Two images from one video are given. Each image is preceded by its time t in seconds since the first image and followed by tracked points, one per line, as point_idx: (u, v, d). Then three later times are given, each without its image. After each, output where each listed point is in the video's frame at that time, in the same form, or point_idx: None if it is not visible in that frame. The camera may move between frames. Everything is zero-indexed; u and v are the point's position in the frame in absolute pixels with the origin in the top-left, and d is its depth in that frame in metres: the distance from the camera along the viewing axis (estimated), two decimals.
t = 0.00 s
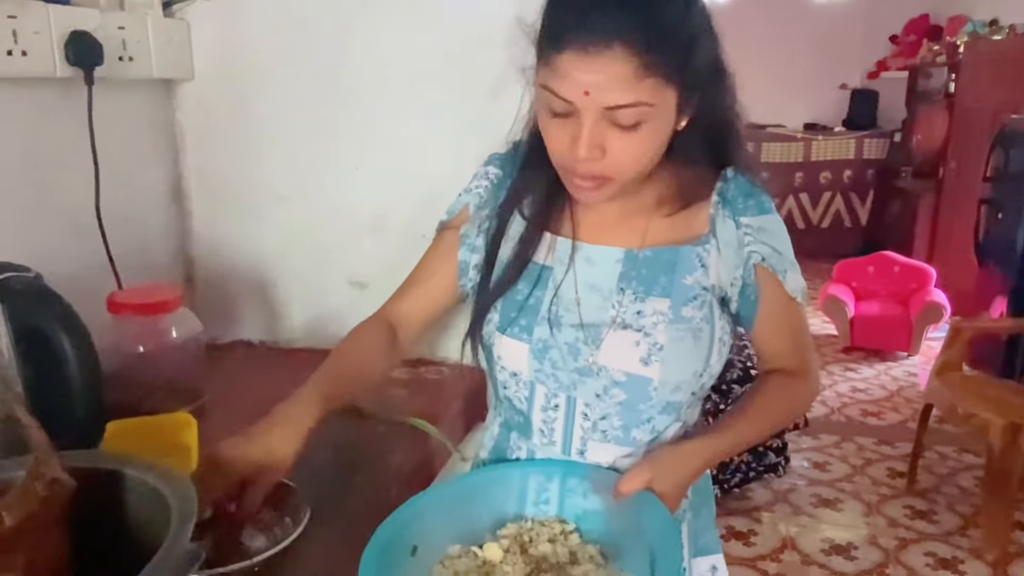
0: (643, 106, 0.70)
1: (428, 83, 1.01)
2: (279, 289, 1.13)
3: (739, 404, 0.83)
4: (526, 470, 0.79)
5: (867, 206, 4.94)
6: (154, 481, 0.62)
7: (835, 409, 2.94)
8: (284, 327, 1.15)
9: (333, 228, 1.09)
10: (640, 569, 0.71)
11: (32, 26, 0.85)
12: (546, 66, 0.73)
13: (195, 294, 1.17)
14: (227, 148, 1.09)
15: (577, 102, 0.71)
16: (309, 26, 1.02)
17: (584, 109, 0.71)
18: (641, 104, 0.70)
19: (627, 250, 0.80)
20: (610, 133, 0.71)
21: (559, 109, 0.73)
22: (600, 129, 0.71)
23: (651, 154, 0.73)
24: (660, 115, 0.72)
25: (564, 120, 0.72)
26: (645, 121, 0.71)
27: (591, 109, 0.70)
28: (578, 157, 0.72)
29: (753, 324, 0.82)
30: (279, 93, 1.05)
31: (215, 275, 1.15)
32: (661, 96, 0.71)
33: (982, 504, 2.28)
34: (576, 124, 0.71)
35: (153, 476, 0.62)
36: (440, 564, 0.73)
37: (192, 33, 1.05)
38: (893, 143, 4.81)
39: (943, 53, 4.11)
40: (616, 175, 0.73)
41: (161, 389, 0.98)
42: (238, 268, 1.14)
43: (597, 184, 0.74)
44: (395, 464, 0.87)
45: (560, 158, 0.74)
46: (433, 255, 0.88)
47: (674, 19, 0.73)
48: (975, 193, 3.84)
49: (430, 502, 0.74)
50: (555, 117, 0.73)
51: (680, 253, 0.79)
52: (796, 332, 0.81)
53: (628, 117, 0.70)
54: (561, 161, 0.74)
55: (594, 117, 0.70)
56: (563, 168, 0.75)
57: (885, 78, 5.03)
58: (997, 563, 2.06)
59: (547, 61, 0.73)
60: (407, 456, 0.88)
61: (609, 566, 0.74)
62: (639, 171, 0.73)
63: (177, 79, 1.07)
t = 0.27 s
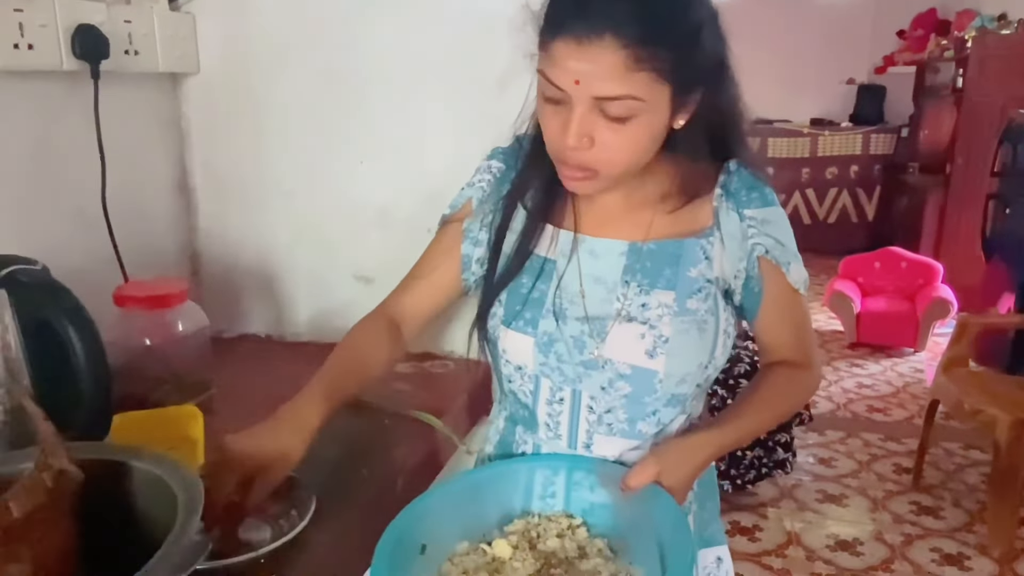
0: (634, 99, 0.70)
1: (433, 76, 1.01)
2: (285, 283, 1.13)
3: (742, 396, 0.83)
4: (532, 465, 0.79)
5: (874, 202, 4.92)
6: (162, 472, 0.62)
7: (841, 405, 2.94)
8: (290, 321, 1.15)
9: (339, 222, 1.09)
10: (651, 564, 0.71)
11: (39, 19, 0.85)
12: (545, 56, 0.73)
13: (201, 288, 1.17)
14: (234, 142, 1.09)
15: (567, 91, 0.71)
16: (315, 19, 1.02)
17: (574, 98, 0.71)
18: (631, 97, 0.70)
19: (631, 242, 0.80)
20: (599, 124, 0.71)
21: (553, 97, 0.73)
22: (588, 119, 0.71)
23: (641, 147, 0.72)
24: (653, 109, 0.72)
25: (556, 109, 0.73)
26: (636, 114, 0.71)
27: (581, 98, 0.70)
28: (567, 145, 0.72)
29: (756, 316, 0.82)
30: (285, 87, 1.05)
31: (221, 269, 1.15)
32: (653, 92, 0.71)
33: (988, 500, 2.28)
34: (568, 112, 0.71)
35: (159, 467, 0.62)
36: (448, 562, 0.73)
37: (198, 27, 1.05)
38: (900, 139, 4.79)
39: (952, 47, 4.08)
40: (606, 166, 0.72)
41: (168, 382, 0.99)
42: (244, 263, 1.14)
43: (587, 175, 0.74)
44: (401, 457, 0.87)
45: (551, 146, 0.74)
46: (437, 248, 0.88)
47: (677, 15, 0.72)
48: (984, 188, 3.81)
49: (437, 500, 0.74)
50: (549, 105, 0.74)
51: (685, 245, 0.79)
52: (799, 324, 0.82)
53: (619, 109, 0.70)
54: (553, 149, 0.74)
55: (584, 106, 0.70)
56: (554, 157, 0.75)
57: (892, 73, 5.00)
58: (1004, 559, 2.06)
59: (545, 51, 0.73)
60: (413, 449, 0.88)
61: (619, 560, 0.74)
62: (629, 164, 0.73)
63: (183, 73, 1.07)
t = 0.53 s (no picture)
0: (640, 94, 0.70)
1: (438, 70, 1.01)
2: (291, 278, 1.13)
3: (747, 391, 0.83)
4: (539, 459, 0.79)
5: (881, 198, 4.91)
6: (167, 466, 0.62)
7: (846, 401, 2.93)
8: (295, 316, 1.15)
9: (344, 217, 1.09)
10: (657, 558, 0.72)
11: (45, 14, 0.86)
12: (550, 50, 0.73)
13: (207, 283, 1.17)
14: (240, 137, 1.09)
15: (573, 86, 0.70)
16: (320, 13, 1.02)
17: (579, 93, 0.70)
18: (637, 92, 0.70)
19: (638, 237, 0.79)
20: (604, 119, 0.70)
21: (559, 92, 0.73)
22: (594, 114, 0.70)
23: (646, 142, 0.72)
24: (658, 103, 0.71)
25: (562, 104, 0.72)
26: (642, 109, 0.70)
27: (586, 93, 0.70)
28: (573, 140, 0.71)
29: (763, 310, 0.82)
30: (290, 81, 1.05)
31: (227, 264, 1.15)
32: (658, 87, 0.71)
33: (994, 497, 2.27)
34: (573, 106, 0.71)
35: (164, 460, 0.63)
36: (456, 554, 0.73)
37: (204, 22, 1.05)
38: (907, 134, 4.77)
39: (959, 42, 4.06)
40: (612, 161, 0.72)
41: (174, 376, 0.99)
42: (250, 258, 1.14)
43: (593, 169, 0.73)
44: (406, 451, 0.87)
45: (557, 141, 0.74)
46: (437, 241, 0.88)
47: (682, 9, 0.72)
48: (991, 184, 3.79)
49: (444, 494, 0.74)
50: (555, 100, 0.73)
51: (692, 240, 0.79)
52: (806, 319, 0.81)
53: (624, 104, 0.70)
54: (559, 144, 0.73)
55: (590, 101, 0.70)
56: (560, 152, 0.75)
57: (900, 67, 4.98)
58: (1010, 556, 2.05)
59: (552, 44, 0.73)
60: (418, 444, 0.89)
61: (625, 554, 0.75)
62: (634, 158, 0.73)
63: (188, 69, 1.07)
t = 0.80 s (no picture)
0: (658, 93, 0.70)
1: (440, 67, 1.00)
2: (292, 275, 1.13)
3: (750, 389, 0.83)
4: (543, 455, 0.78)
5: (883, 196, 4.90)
6: (169, 461, 0.62)
7: (849, 399, 2.93)
8: (297, 313, 1.15)
9: (345, 214, 1.09)
10: (662, 556, 0.72)
11: (47, 10, 0.86)
12: (564, 50, 0.73)
13: (209, 280, 1.17)
14: (242, 132, 1.09)
15: (590, 87, 0.70)
16: (322, 10, 1.02)
17: (597, 93, 0.70)
18: (655, 91, 0.70)
19: (643, 233, 0.79)
20: (623, 120, 0.70)
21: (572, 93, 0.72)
22: (613, 114, 0.70)
23: (664, 140, 0.72)
24: (675, 101, 0.71)
25: (578, 105, 0.72)
26: (659, 108, 0.71)
27: (604, 94, 0.70)
28: (591, 141, 0.71)
29: (766, 308, 0.82)
30: (291, 78, 1.05)
31: (229, 261, 1.15)
32: (674, 84, 0.71)
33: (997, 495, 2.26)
34: (590, 108, 0.71)
35: (166, 456, 0.63)
36: (460, 551, 0.74)
37: (205, 19, 1.05)
38: (910, 131, 4.76)
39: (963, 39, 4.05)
40: (630, 160, 0.72)
41: (176, 373, 0.99)
42: (251, 255, 1.14)
43: (610, 169, 0.74)
44: (408, 449, 0.87)
45: (573, 143, 0.74)
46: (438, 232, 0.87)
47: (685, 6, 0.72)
48: (995, 181, 3.78)
49: (448, 490, 0.74)
50: (569, 101, 0.73)
51: (697, 236, 0.79)
52: (809, 317, 0.81)
53: (642, 104, 0.70)
54: (575, 146, 0.73)
55: (607, 102, 0.70)
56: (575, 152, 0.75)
57: (903, 64, 4.96)
58: (1012, 554, 2.05)
59: (564, 44, 0.73)
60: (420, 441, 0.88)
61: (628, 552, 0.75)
62: (652, 157, 0.73)
63: (190, 65, 1.07)
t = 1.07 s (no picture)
0: (668, 93, 0.70)
1: (441, 65, 1.00)
2: (293, 272, 1.13)
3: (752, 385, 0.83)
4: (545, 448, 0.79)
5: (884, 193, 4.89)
6: (170, 458, 0.62)
7: (849, 396, 2.93)
8: (298, 310, 1.15)
9: (345, 212, 1.09)
10: (661, 549, 0.72)
11: (47, 7, 0.86)
12: (571, 49, 0.72)
13: (210, 277, 1.17)
14: (242, 128, 1.09)
15: (601, 89, 0.70)
16: (322, 8, 1.02)
17: (608, 95, 0.70)
18: (667, 90, 0.70)
19: (644, 230, 0.80)
20: (635, 121, 0.70)
21: (582, 94, 0.72)
22: (625, 116, 0.70)
23: (673, 139, 0.73)
24: (685, 100, 0.72)
25: (588, 106, 0.72)
26: (670, 106, 0.71)
27: (616, 96, 0.70)
28: (603, 142, 0.71)
29: (768, 304, 0.81)
30: (291, 76, 1.05)
31: (230, 257, 1.15)
32: (686, 83, 0.71)
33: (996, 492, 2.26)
34: (602, 110, 0.71)
35: (165, 453, 0.63)
36: (463, 543, 0.75)
37: (205, 16, 1.05)
38: (911, 128, 4.75)
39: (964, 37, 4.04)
40: (640, 160, 0.73)
41: (177, 370, 0.99)
42: (252, 252, 1.14)
43: (619, 170, 0.74)
44: (409, 446, 0.87)
45: (583, 145, 0.74)
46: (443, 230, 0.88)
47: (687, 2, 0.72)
48: (996, 178, 3.78)
49: (448, 484, 0.74)
50: (578, 102, 0.73)
51: (697, 232, 0.79)
52: (812, 313, 0.81)
53: (654, 104, 0.70)
54: (585, 147, 0.73)
55: (619, 103, 0.70)
56: (584, 152, 0.74)
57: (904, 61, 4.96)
58: (1012, 551, 2.05)
59: (571, 43, 0.73)
60: (420, 438, 0.88)
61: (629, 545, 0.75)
62: (661, 156, 0.73)
63: (190, 62, 1.07)
